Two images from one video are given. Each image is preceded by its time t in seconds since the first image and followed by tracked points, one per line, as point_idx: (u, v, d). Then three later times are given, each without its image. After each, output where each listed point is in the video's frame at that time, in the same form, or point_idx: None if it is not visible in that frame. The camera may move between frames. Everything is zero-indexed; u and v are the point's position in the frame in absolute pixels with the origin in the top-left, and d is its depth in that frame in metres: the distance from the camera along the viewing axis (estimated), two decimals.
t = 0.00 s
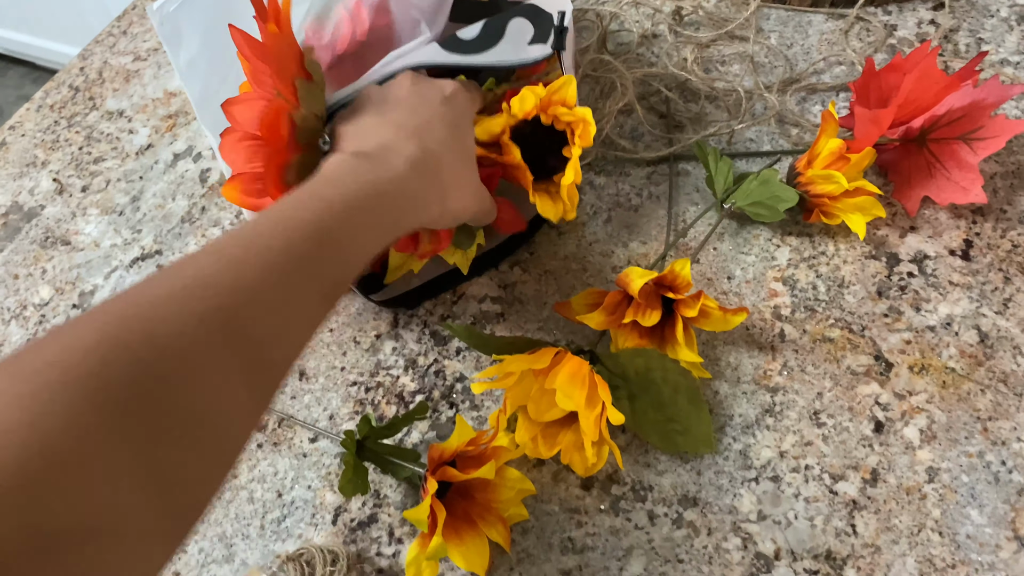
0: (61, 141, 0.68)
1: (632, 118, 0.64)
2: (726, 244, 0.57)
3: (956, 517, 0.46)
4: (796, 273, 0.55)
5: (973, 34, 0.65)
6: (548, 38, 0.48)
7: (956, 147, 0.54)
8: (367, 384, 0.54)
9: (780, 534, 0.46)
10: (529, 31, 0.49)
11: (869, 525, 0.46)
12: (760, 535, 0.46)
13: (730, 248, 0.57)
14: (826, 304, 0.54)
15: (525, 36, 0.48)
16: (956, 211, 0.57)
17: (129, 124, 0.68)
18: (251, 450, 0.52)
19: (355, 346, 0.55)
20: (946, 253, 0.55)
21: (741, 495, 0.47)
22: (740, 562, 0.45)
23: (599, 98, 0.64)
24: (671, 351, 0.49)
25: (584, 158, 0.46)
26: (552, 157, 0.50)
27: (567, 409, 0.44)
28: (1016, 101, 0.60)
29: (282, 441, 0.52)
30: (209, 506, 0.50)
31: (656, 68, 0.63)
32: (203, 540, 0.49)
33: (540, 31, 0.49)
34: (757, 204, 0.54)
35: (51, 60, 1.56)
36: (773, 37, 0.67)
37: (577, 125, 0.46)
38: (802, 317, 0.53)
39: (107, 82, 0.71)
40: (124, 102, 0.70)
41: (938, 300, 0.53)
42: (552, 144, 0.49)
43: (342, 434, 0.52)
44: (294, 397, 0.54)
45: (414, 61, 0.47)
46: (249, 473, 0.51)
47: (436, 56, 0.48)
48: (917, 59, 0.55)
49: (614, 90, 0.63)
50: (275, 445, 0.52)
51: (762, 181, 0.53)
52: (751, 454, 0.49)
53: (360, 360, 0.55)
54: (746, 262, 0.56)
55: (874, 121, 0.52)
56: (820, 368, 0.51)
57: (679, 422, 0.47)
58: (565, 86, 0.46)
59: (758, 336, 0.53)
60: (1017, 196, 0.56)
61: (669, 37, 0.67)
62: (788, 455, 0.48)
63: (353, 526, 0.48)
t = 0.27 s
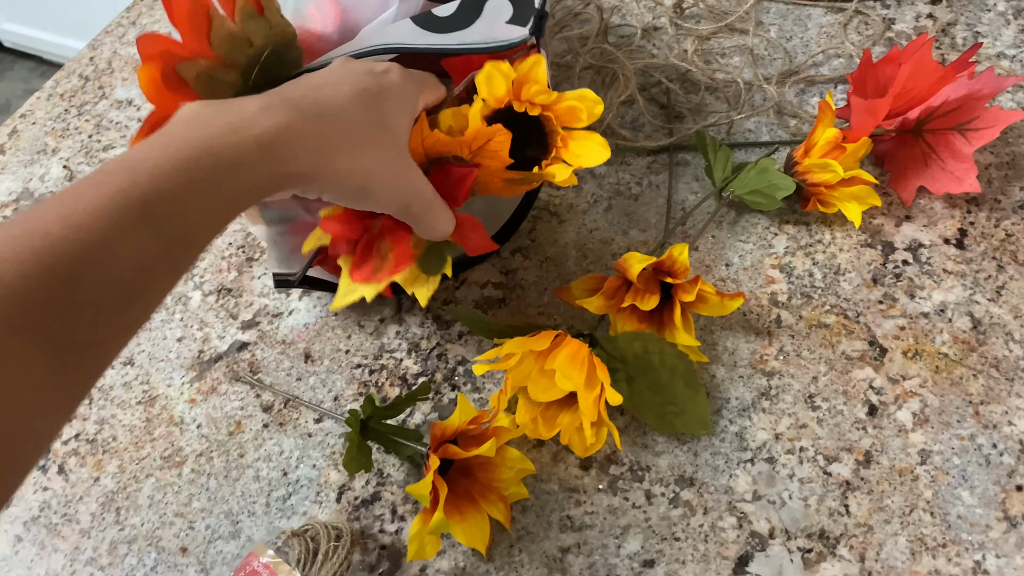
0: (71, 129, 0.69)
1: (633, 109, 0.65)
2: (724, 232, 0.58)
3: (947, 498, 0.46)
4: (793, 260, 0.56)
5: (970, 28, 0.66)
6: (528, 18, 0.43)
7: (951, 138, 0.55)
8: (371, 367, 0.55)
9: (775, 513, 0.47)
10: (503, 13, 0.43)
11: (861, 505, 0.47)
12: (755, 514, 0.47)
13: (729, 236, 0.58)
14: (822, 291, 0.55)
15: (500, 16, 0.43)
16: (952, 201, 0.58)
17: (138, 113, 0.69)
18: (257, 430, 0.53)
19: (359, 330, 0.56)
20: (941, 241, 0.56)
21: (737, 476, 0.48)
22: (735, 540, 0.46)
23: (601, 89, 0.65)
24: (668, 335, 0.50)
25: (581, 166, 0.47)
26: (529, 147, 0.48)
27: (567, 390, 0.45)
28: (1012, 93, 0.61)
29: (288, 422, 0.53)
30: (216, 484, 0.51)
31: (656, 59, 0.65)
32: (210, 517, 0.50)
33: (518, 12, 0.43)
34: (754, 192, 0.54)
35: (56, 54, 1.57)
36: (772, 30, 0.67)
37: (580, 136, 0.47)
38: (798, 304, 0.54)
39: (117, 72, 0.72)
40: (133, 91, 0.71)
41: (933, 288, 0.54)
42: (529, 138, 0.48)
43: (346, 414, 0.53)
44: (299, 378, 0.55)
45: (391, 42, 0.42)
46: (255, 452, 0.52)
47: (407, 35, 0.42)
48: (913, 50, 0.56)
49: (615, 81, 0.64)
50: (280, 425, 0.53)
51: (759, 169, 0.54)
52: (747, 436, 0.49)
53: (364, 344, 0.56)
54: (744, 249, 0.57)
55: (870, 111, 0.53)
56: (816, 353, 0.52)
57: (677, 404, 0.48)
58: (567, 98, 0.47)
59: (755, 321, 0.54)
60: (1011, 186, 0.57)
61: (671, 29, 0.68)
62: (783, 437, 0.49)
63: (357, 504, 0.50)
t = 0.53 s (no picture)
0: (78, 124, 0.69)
1: (643, 104, 0.64)
2: (735, 228, 0.58)
3: (961, 496, 0.46)
4: (804, 257, 0.56)
5: (982, 23, 0.65)
6: (592, 49, 0.51)
7: (966, 133, 0.55)
8: (380, 362, 0.55)
9: (787, 511, 0.47)
10: (572, 47, 0.51)
11: (874, 502, 0.46)
12: (767, 511, 0.47)
13: (740, 232, 0.57)
14: (834, 287, 0.54)
15: (569, 53, 0.51)
16: (964, 197, 0.58)
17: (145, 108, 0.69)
18: (265, 425, 0.53)
19: (368, 326, 0.56)
20: (953, 238, 0.56)
21: (749, 473, 0.48)
22: (747, 538, 0.46)
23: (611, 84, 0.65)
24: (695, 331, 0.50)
25: (624, 229, 0.50)
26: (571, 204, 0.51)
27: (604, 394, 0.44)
28: None
29: (296, 418, 0.53)
30: (224, 480, 0.51)
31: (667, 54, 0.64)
32: (219, 513, 0.50)
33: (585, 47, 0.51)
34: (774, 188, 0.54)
35: (59, 50, 1.57)
36: (783, 25, 0.67)
37: (622, 198, 0.50)
38: (810, 300, 0.54)
39: (124, 67, 0.72)
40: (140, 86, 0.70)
41: (945, 285, 0.54)
42: (574, 191, 0.50)
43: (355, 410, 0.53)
44: (308, 374, 0.55)
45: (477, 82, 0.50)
46: (263, 448, 0.52)
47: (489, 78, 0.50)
48: (927, 48, 0.56)
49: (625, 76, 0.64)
50: (289, 421, 0.53)
51: (780, 165, 0.54)
52: (759, 433, 0.49)
53: (373, 340, 0.56)
54: (755, 246, 0.57)
55: (891, 107, 0.52)
56: (827, 350, 0.52)
57: (707, 402, 0.48)
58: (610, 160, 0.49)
59: (766, 318, 0.53)
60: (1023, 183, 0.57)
61: (681, 24, 0.67)
62: (795, 434, 0.49)
63: (366, 500, 0.49)
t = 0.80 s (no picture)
0: (79, 125, 0.69)
1: (641, 103, 0.65)
2: (733, 226, 0.58)
3: (958, 492, 0.46)
4: (802, 255, 0.56)
5: (979, 23, 0.66)
6: (599, 49, 0.53)
7: (963, 132, 0.55)
8: (380, 360, 0.55)
9: (785, 507, 0.47)
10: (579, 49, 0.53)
11: (872, 498, 0.47)
12: (766, 508, 0.47)
13: (738, 231, 0.58)
14: (832, 285, 0.54)
15: (575, 55, 0.53)
16: (961, 195, 0.58)
17: (146, 108, 0.69)
18: (266, 423, 0.53)
19: (368, 324, 0.57)
20: (950, 236, 0.56)
21: (747, 469, 0.48)
22: (745, 534, 0.46)
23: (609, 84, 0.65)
24: (694, 328, 0.50)
25: (621, 234, 0.52)
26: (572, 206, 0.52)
27: (604, 392, 0.44)
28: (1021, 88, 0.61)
29: (296, 416, 0.53)
30: (225, 477, 0.51)
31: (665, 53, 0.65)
32: (219, 510, 0.50)
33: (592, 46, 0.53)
34: (773, 186, 0.54)
35: (59, 52, 1.57)
36: (781, 25, 0.67)
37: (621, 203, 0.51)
38: (808, 298, 0.54)
39: (124, 68, 0.72)
40: (141, 86, 0.71)
41: (943, 282, 0.54)
42: (574, 194, 0.52)
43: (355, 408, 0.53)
44: (308, 372, 0.55)
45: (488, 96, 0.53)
46: (264, 446, 0.52)
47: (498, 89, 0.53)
48: (925, 46, 0.57)
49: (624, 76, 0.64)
50: (289, 419, 0.53)
51: (778, 163, 0.54)
52: (757, 430, 0.49)
53: (373, 338, 0.56)
54: (753, 244, 0.57)
55: (889, 104, 0.53)
56: (826, 347, 0.52)
57: (707, 399, 0.48)
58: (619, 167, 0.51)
59: (764, 315, 0.54)
60: (1020, 181, 0.57)
61: (679, 25, 0.68)
62: (793, 431, 0.49)
63: (366, 497, 0.50)
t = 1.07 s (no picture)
0: (68, 136, 0.69)
1: (630, 112, 0.65)
2: (722, 235, 0.58)
3: (947, 501, 0.46)
4: (790, 263, 0.56)
5: (966, 30, 0.66)
6: (537, 57, 0.59)
7: (950, 139, 0.55)
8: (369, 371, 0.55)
9: (774, 517, 0.47)
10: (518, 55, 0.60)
11: (861, 507, 0.46)
12: (754, 518, 0.47)
13: (727, 239, 0.58)
14: (820, 293, 0.54)
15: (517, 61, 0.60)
16: (949, 202, 0.58)
17: (135, 120, 0.69)
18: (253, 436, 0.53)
19: (356, 336, 0.56)
20: (938, 243, 0.56)
21: (736, 479, 0.48)
22: (734, 544, 0.46)
23: (598, 93, 0.65)
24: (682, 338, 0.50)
25: (592, 235, 0.51)
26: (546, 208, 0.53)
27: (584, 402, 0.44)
28: (1009, 95, 0.61)
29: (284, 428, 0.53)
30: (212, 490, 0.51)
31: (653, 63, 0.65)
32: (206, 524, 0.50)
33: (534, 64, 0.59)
34: (760, 195, 0.54)
35: (53, 61, 1.57)
36: (769, 32, 0.67)
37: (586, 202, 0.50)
38: (796, 306, 0.54)
39: (114, 79, 0.72)
40: (130, 97, 0.71)
41: (931, 289, 0.54)
42: (545, 195, 0.53)
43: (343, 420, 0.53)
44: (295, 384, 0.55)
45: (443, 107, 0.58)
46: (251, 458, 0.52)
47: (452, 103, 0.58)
48: (911, 53, 0.56)
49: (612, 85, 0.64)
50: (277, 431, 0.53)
51: (765, 172, 0.54)
52: (745, 439, 0.49)
53: (361, 349, 0.56)
54: (742, 252, 0.57)
55: (875, 112, 0.53)
56: (814, 355, 0.52)
57: (696, 409, 0.48)
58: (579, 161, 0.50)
59: (752, 324, 0.54)
60: (1008, 188, 0.57)
61: (668, 32, 0.68)
62: (781, 440, 0.49)
63: (353, 510, 0.49)
